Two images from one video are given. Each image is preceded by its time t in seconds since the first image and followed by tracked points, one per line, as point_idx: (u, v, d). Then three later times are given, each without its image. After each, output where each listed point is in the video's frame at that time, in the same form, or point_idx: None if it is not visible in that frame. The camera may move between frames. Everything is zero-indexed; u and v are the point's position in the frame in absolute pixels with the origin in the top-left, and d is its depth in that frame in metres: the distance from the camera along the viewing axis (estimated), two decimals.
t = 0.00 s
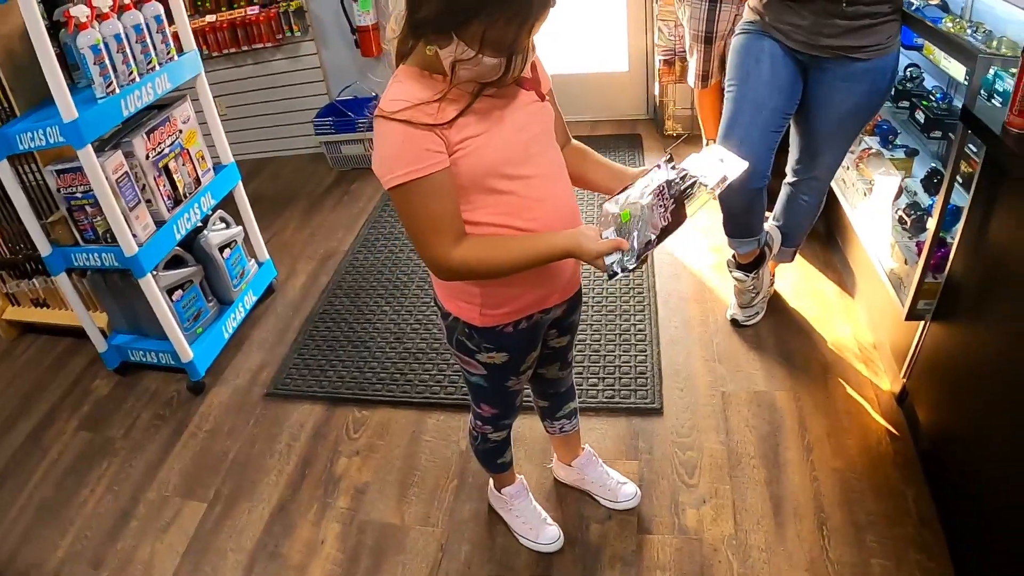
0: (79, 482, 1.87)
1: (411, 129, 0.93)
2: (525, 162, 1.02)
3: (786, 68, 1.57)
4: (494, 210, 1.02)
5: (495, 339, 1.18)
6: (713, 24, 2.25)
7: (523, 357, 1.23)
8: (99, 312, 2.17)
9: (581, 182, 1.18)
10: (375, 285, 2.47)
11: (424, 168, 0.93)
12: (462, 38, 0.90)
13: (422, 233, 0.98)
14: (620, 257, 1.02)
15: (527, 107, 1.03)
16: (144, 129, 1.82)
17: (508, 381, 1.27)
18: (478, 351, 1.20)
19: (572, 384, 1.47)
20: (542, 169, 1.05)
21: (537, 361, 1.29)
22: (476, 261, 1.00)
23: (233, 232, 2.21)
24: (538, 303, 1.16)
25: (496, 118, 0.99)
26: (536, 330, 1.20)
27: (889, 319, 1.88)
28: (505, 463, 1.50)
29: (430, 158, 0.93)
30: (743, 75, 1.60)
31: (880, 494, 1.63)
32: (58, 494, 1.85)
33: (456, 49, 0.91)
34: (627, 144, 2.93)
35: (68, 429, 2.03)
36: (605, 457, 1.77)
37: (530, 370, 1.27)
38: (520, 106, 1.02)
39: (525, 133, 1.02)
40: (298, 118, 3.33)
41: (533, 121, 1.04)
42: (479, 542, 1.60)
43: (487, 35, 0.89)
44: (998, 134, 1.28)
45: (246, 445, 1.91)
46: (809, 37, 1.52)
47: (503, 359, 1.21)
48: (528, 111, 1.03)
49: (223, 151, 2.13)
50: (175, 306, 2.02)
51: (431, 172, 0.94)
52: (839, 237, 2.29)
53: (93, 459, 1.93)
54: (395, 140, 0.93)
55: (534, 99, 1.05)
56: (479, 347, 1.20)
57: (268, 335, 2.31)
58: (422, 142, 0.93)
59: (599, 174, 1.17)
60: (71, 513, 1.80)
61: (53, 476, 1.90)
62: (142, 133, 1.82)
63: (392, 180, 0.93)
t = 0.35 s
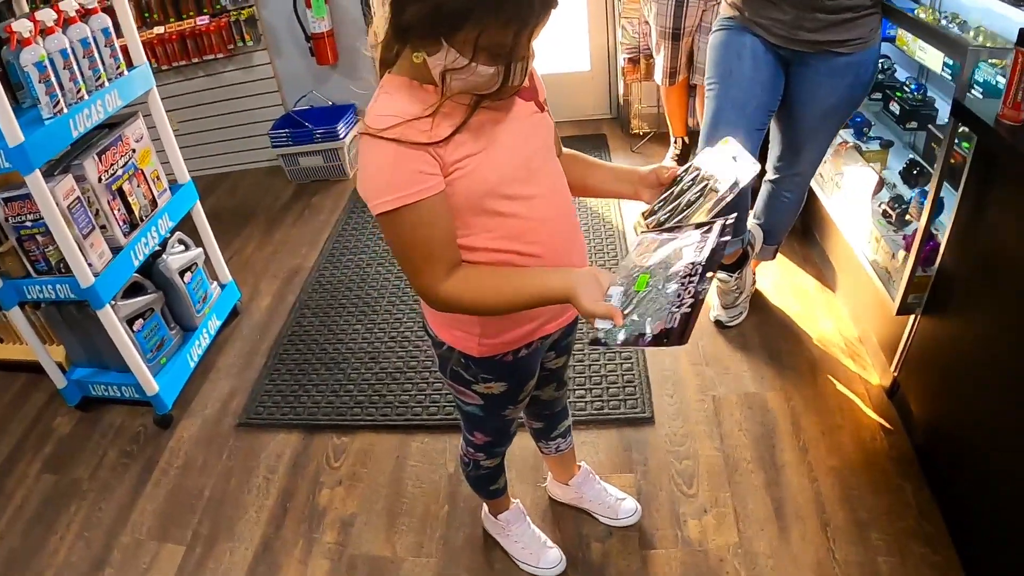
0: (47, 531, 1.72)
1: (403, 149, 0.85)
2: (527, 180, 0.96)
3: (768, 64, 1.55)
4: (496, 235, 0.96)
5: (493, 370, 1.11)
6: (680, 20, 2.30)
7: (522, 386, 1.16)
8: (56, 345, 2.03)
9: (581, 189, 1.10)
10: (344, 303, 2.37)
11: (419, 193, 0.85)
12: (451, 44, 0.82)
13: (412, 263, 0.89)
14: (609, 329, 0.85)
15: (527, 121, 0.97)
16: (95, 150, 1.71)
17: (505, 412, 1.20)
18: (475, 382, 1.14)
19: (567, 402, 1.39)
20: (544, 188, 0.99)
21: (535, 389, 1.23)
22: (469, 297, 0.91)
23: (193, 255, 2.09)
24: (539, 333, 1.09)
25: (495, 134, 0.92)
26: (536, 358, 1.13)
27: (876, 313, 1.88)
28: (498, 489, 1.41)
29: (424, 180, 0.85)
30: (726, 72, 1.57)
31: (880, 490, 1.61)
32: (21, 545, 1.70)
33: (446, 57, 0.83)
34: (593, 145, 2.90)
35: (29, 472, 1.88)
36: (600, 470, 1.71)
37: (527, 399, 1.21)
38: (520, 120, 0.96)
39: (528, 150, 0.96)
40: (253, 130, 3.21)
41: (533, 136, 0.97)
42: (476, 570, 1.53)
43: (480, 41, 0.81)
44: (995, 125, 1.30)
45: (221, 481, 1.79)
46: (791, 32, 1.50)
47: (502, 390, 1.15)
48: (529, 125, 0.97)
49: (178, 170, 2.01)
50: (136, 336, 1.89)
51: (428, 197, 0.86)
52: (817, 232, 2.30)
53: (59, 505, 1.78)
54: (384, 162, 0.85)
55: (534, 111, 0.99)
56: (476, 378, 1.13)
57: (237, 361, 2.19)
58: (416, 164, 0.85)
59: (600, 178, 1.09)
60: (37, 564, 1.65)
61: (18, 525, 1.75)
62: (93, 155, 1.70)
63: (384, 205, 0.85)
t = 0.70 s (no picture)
0: None
1: (432, 164, 0.77)
2: (564, 194, 0.90)
3: (771, 58, 1.56)
4: (532, 254, 0.90)
5: (523, 397, 1.05)
6: (663, 12, 2.27)
7: (550, 412, 1.11)
8: (24, 374, 1.89)
9: (615, 203, 1.07)
10: (326, 315, 2.27)
11: (449, 211, 0.78)
12: (480, 43, 0.73)
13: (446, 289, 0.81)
14: (668, 351, 0.91)
15: (560, 130, 0.90)
16: (59, 166, 1.59)
17: (532, 438, 1.14)
18: (502, 409, 1.07)
19: (585, 419, 1.33)
20: (581, 202, 0.92)
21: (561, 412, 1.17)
22: (503, 323, 0.84)
23: (167, 272, 1.98)
24: (572, 356, 1.03)
25: (529, 145, 0.85)
26: (565, 382, 1.07)
27: (875, 305, 1.86)
28: (516, 512, 1.34)
29: (457, 197, 0.78)
30: (729, 67, 1.59)
31: (895, 485, 1.58)
32: None
33: (474, 56, 0.75)
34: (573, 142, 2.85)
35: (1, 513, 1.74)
36: (611, 480, 1.66)
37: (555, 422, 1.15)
38: (554, 130, 0.89)
39: (566, 162, 0.90)
40: (219, 137, 3.08)
41: (568, 145, 0.91)
42: None
43: (512, 40, 0.72)
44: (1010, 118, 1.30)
45: (211, 513, 1.69)
46: (795, 25, 1.49)
47: (530, 416, 1.09)
48: (564, 133, 0.91)
49: (146, 183, 1.89)
50: (111, 362, 1.77)
51: (459, 215, 0.78)
52: (807, 225, 2.28)
53: (38, 547, 1.65)
54: (412, 178, 0.77)
55: (568, 119, 0.92)
56: (504, 405, 1.07)
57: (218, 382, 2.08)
58: (448, 180, 0.78)
59: (633, 190, 1.07)
60: None
61: None
62: (58, 171, 1.59)
63: (415, 225, 0.77)
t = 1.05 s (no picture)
0: None
1: (439, 169, 0.76)
2: (573, 198, 0.89)
3: (756, 54, 1.63)
4: (540, 259, 0.90)
5: (526, 402, 1.05)
6: (642, 9, 2.28)
7: (552, 416, 1.10)
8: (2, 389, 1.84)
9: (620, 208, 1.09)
10: (310, 321, 2.23)
11: (456, 218, 0.77)
12: (483, 38, 0.72)
13: (453, 295, 0.81)
14: (679, 356, 0.91)
15: (569, 134, 0.90)
16: (35, 176, 1.56)
17: (533, 442, 1.14)
18: (505, 414, 1.07)
19: (583, 420, 1.33)
20: (590, 206, 0.92)
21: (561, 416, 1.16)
22: (511, 328, 0.83)
23: (148, 281, 1.94)
24: (576, 360, 1.03)
25: (535, 148, 0.85)
26: (568, 386, 1.07)
27: (861, 296, 1.89)
28: (515, 515, 1.33)
29: (464, 203, 0.77)
30: (715, 63, 1.64)
31: (886, 474, 1.61)
32: None
33: (470, 48, 0.73)
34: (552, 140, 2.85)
35: None
36: (607, 478, 1.66)
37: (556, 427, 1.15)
38: (561, 133, 0.88)
39: (574, 166, 0.89)
40: (194, 141, 3.03)
41: (575, 149, 0.90)
42: None
43: (504, 25, 0.71)
44: (991, 111, 1.33)
45: (202, 526, 1.65)
46: (780, 21, 1.58)
47: (533, 421, 1.09)
48: (572, 137, 0.90)
49: (124, 190, 1.86)
50: (93, 375, 1.73)
51: (468, 222, 0.77)
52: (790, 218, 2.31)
53: (25, 567, 1.60)
54: (418, 184, 0.76)
55: (575, 124, 0.92)
56: (506, 411, 1.06)
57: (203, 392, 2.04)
58: (455, 186, 0.77)
59: (639, 195, 1.09)
60: None
61: None
62: (33, 181, 1.56)
63: (422, 232, 0.76)
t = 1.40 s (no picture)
0: None
1: (422, 166, 0.77)
2: (562, 204, 0.90)
3: (739, 51, 1.65)
4: (521, 263, 0.90)
5: (508, 402, 1.05)
6: (623, 8, 2.29)
7: (536, 417, 1.10)
8: None
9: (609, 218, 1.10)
10: (298, 326, 2.23)
11: (435, 217, 0.77)
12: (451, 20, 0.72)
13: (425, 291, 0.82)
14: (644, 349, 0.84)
15: (565, 139, 0.90)
16: (20, 186, 1.55)
17: (518, 443, 1.14)
18: (488, 414, 1.07)
19: (575, 420, 1.33)
20: (579, 210, 0.92)
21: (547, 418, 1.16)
22: (477, 332, 0.85)
23: (135, 290, 1.93)
24: (558, 363, 1.03)
25: (526, 153, 0.85)
26: (551, 388, 1.07)
27: (848, 289, 1.91)
28: (506, 515, 1.32)
29: (444, 204, 0.78)
30: (699, 60, 1.66)
31: (876, 465, 1.62)
32: None
33: (430, 26, 0.73)
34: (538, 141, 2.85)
35: None
36: (600, 475, 1.66)
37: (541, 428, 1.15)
38: (555, 138, 0.88)
39: (565, 170, 0.89)
40: (179, 148, 3.01)
41: (572, 155, 0.90)
42: None
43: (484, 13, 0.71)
44: (972, 103, 1.35)
45: (195, 535, 1.65)
46: (762, 17, 1.59)
47: (517, 421, 1.09)
48: (568, 142, 0.90)
49: (109, 199, 1.85)
50: (82, 386, 1.72)
51: (445, 221, 0.78)
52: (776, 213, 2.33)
53: None
54: (399, 179, 0.77)
55: (574, 128, 0.92)
56: (489, 411, 1.07)
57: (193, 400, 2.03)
58: (436, 184, 0.78)
59: (625, 204, 1.10)
60: None
61: None
62: (18, 192, 1.55)
63: (400, 227, 0.77)
